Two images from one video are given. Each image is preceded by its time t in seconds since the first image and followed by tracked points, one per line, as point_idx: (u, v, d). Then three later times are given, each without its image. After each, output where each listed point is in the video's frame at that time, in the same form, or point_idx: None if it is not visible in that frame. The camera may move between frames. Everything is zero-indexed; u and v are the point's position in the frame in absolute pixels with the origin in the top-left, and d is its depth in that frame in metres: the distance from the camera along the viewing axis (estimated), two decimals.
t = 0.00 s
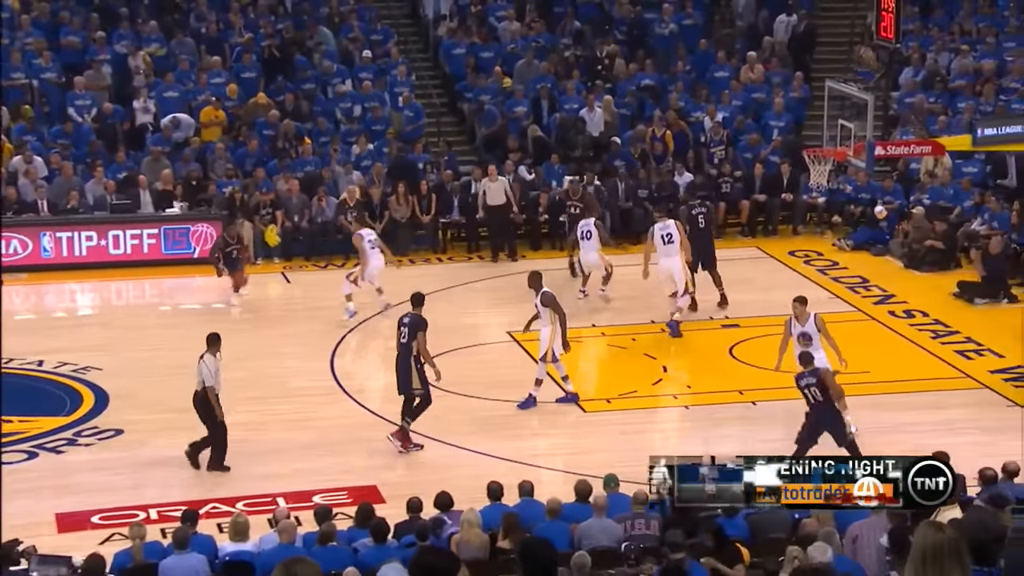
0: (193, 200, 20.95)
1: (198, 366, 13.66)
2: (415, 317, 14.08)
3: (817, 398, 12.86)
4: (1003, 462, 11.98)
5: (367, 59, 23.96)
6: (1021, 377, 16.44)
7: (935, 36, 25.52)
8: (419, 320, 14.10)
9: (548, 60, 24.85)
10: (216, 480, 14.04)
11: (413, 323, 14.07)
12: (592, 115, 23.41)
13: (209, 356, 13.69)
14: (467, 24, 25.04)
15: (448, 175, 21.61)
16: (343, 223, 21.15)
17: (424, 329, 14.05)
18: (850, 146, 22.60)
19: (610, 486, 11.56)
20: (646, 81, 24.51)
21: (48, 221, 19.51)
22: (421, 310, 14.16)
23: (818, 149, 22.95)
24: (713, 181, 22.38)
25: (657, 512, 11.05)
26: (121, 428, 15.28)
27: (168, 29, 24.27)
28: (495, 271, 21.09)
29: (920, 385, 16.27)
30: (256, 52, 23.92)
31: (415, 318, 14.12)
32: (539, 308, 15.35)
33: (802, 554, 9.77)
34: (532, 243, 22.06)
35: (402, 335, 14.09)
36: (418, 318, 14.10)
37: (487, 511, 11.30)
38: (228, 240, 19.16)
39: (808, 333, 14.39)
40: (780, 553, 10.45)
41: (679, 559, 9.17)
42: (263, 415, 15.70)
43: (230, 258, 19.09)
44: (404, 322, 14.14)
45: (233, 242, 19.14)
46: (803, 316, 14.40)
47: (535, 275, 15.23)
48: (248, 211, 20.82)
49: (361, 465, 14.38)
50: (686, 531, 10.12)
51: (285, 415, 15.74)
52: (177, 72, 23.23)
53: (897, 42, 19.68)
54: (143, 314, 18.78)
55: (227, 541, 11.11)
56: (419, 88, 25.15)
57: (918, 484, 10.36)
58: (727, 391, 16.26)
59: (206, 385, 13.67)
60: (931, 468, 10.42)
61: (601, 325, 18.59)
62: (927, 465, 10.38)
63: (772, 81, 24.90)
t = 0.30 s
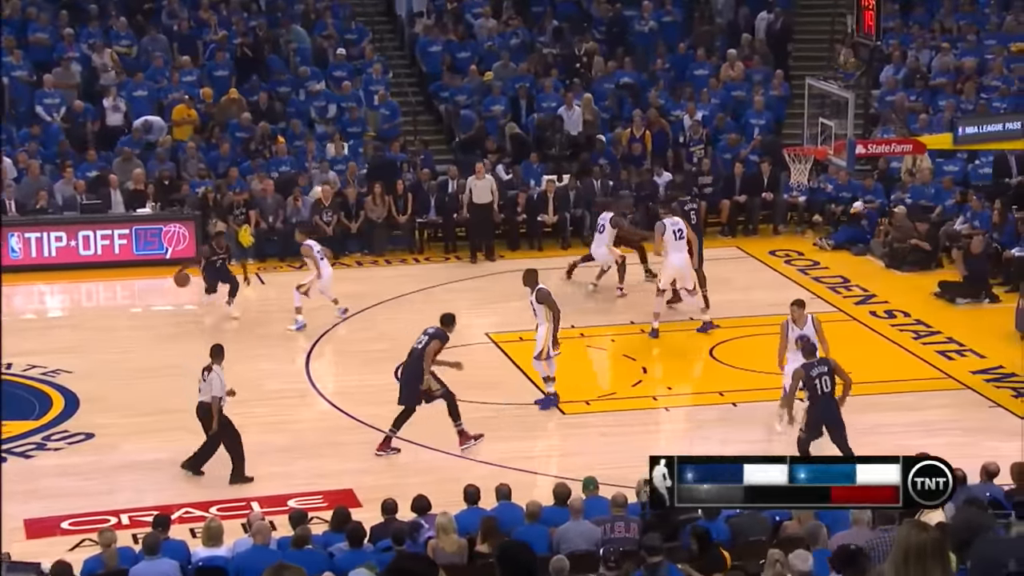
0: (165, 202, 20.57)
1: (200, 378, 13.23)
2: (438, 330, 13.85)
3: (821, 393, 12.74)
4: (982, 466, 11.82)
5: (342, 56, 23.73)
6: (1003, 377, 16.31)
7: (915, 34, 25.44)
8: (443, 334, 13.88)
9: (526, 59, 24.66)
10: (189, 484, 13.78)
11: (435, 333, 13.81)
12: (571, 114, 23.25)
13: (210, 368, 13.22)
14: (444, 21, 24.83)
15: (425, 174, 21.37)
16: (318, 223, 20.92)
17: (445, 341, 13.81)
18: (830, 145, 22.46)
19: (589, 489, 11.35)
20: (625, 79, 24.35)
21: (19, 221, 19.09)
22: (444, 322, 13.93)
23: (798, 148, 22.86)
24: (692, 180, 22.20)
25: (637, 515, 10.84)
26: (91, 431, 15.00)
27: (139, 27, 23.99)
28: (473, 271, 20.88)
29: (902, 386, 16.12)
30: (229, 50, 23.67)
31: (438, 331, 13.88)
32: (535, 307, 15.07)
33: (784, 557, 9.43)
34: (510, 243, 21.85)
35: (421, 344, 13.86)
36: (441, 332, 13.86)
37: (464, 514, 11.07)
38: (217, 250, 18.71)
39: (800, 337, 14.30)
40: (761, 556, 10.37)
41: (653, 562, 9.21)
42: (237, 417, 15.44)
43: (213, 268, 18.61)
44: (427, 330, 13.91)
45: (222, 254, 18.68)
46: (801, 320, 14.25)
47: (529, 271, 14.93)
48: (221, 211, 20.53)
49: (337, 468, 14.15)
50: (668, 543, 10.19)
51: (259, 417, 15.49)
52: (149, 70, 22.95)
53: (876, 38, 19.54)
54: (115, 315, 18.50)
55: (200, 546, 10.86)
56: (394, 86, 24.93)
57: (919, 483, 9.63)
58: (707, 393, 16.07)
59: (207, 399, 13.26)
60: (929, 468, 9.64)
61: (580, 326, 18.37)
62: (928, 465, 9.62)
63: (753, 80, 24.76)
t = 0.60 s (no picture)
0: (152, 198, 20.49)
1: (200, 376, 12.85)
2: (496, 328, 13.65)
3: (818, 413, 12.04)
4: (978, 466, 11.44)
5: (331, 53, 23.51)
6: (1000, 376, 16.12)
7: (911, 29, 25.28)
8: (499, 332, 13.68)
9: (518, 55, 24.44)
10: (175, 485, 13.54)
11: (490, 333, 13.57)
12: (563, 110, 23.09)
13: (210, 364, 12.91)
14: (434, 16, 24.61)
15: (415, 171, 21.12)
16: (307, 221, 20.74)
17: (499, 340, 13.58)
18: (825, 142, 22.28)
19: (582, 489, 11.12)
20: (617, 75, 24.17)
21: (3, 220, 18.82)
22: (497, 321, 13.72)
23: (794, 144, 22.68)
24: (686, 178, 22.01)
25: (630, 515, 10.65)
26: (75, 432, 14.75)
27: (125, 23, 23.73)
28: (464, 269, 20.67)
29: (898, 386, 15.94)
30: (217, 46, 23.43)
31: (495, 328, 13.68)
32: (542, 306, 14.82)
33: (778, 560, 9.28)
34: (502, 241, 21.64)
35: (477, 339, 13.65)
36: (497, 330, 13.65)
37: (455, 516, 10.84)
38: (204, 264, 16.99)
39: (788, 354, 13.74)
40: (756, 557, 10.23)
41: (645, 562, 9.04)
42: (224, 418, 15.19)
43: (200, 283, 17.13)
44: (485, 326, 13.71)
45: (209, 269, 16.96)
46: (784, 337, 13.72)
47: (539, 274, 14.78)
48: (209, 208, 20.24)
49: (326, 469, 13.92)
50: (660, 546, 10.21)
51: (246, 418, 15.25)
52: (136, 66, 22.71)
53: (872, 34, 19.36)
54: (100, 315, 18.25)
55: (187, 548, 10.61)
56: (384, 81, 24.71)
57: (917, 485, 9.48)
58: (701, 393, 15.84)
59: (210, 397, 12.93)
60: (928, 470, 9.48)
61: (573, 325, 18.14)
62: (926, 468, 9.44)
63: (747, 75, 24.56)
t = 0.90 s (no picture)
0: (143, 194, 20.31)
1: (204, 383, 12.60)
2: (563, 309, 13.84)
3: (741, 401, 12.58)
4: (976, 465, 11.17)
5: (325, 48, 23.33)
6: (1001, 374, 15.94)
7: (912, 24, 25.10)
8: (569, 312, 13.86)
9: (514, 50, 24.26)
10: (167, 485, 13.34)
11: (562, 314, 13.78)
12: (560, 106, 22.94)
13: (211, 370, 12.68)
14: (429, 10, 24.41)
15: (410, 166, 20.90)
16: (301, 217, 20.54)
17: (575, 318, 13.83)
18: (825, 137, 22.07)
19: (579, 489, 10.93)
20: (614, 71, 24.01)
21: None
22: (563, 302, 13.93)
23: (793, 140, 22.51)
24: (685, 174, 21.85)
25: (628, 515, 10.42)
26: (66, 431, 14.55)
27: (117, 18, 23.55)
28: (459, 266, 20.47)
29: (898, 383, 15.76)
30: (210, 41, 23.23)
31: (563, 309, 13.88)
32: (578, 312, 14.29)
33: (777, 559, 9.11)
34: (498, 237, 21.44)
35: (546, 324, 13.80)
36: (565, 310, 13.83)
37: (451, 515, 10.65)
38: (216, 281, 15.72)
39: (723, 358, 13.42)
40: (755, 557, 10.02)
41: (638, 563, 8.97)
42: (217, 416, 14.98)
43: (206, 301, 15.88)
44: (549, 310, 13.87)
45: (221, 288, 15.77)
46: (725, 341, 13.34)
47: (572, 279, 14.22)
48: (201, 205, 20.20)
49: (320, 468, 13.72)
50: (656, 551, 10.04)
51: (239, 417, 15.06)
52: (127, 61, 22.52)
53: (871, 27, 19.22)
54: (92, 312, 18.06)
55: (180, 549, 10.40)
56: (379, 76, 24.53)
57: (918, 483, 9.31)
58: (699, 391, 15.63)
59: (212, 403, 12.69)
60: (929, 467, 9.30)
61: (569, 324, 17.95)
62: (928, 465, 9.24)
63: (746, 70, 24.38)
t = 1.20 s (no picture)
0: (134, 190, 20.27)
1: (192, 389, 12.08)
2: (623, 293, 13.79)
3: (634, 393, 12.91)
4: (980, 464, 10.83)
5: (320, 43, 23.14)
6: (1002, 372, 15.76)
7: (911, 17, 24.94)
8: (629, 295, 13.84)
9: (510, 45, 24.08)
10: (158, 485, 13.13)
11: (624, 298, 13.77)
12: (555, 101, 22.79)
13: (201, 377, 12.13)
14: (424, 4, 24.20)
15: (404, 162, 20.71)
16: (294, 213, 20.27)
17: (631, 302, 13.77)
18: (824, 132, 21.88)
19: (575, 489, 10.74)
20: (610, 67, 23.86)
21: None
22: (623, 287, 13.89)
23: (791, 136, 22.37)
24: (681, 170, 21.66)
25: (625, 515, 10.21)
26: (56, 430, 14.34)
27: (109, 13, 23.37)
28: (455, 263, 20.27)
29: (899, 381, 15.57)
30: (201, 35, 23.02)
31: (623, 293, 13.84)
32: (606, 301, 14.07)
33: (775, 559, 8.92)
34: (493, 234, 21.24)
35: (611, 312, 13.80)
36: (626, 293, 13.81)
37: (446, 516, 10.45)
38: (216, 302, 14.79)
39: (642, 362, 13.32)
40: (753, 558, 9.68)
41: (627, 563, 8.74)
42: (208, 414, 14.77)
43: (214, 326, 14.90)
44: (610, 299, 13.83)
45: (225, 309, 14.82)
46: (642, 343, 13.29)
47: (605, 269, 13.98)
48: (193, 201, 20.08)
49: (312, 468, 13.52)
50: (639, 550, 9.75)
51: (231, 415, 14.85)
52: (119, 56, 22.33)
53: (872, 25, 19.05)
54: (82, 309, 17.86)
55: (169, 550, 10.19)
56: (373, 72, 24.35)
57: (920, 484, 9.13)
58: (698, 390, 15.43)
59: (202, 410, 12.19)
60: (929, 467, 9.12)
61: (566, 321, 17.76)
62: (931, 466, 9.05)
63: (744, 65, 24.20)
